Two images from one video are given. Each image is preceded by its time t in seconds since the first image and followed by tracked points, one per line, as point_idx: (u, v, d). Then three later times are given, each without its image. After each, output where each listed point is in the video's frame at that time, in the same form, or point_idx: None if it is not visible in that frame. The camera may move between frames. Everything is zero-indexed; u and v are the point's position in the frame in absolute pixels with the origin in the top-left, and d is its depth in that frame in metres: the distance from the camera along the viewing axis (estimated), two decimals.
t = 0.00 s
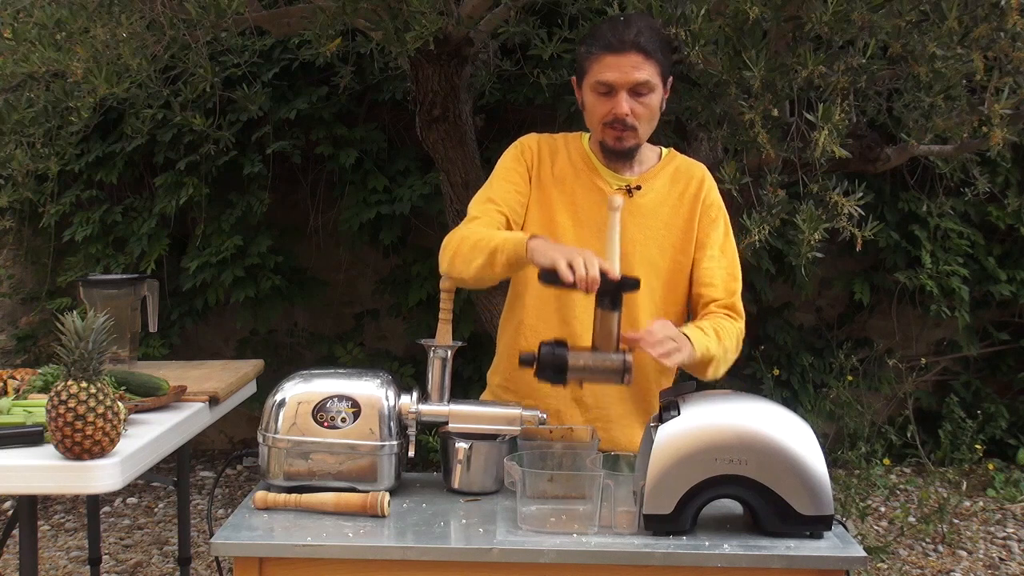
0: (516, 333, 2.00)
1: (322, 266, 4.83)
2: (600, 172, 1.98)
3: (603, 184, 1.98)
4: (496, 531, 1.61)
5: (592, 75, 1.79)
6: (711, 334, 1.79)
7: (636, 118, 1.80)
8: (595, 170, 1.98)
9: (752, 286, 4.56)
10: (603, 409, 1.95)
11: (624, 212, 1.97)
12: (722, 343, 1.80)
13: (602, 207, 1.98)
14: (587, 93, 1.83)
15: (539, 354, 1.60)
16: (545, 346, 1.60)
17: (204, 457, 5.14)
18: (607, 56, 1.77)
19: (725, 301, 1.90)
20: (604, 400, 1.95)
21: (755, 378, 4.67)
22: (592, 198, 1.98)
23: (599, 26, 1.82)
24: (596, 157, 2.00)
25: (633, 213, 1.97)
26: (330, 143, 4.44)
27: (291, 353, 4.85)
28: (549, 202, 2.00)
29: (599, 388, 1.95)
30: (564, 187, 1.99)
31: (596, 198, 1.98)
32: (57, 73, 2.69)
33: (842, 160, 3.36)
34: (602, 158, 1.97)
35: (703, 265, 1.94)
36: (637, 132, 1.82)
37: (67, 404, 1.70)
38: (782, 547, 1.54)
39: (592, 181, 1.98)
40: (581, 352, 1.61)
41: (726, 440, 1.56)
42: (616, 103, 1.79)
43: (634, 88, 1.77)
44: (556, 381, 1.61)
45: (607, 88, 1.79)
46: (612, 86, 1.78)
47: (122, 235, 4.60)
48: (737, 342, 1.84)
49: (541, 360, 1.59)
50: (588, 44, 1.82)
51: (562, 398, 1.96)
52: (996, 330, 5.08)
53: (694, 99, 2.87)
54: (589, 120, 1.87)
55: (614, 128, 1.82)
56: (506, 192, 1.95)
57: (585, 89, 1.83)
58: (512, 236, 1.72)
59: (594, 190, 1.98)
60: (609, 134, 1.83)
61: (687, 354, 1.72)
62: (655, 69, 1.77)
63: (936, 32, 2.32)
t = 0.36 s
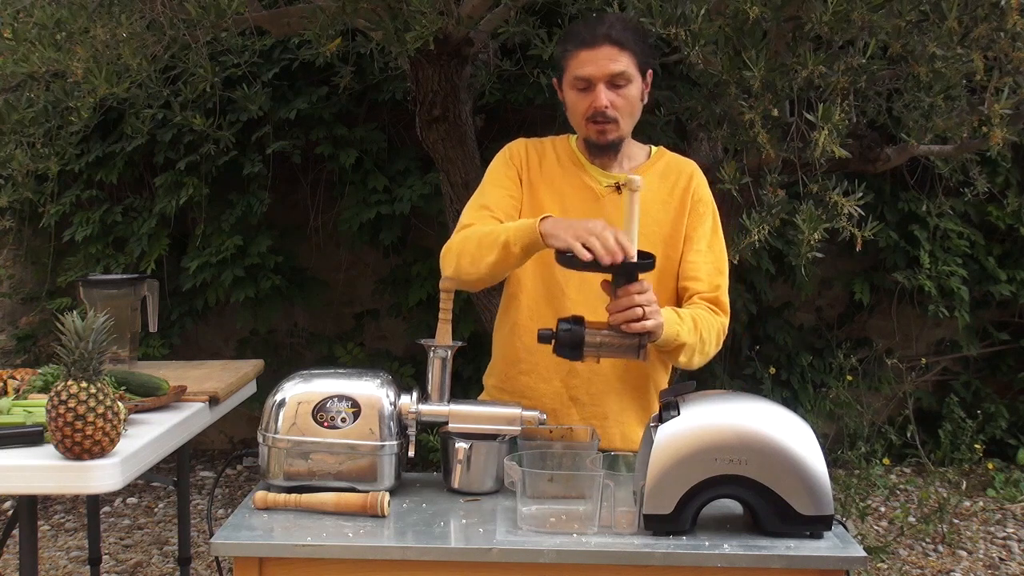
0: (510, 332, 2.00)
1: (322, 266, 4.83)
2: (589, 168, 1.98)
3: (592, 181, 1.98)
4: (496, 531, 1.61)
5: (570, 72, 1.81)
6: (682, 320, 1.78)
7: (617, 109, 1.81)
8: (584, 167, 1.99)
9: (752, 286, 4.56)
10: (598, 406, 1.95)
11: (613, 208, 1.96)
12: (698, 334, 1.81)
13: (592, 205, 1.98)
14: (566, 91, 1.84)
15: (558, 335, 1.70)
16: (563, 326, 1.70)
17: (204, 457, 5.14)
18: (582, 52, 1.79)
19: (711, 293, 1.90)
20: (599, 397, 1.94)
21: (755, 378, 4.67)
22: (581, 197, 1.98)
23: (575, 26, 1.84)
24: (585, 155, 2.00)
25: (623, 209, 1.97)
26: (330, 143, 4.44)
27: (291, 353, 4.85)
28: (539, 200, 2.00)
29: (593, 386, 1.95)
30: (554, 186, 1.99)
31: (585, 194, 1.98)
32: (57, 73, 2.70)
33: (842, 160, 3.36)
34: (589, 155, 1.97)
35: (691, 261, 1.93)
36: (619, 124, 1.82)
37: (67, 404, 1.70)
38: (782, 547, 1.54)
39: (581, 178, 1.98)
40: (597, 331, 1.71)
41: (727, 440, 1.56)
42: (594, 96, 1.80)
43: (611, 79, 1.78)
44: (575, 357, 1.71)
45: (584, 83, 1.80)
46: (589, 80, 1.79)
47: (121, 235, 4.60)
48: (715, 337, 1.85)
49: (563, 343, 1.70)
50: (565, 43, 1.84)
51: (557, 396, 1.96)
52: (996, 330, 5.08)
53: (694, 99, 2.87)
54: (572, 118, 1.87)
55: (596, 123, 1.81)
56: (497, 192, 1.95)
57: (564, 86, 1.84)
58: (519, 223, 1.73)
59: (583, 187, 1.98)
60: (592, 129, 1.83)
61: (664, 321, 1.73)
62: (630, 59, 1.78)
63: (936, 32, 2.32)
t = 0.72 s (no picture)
0: (506, 333, 2.00)
1: (322, 266, 4.83)
2: (582, 169, 1.99)
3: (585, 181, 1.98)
4: (496, 531, 1.61)
5: (555, 75, 1.81)
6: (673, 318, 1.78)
7: (602, 109, 1.81)
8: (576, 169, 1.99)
9: (752, 286, 4.56)
10: (595, 406, 1.94)
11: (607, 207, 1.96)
12: (693, 336, 1.81)
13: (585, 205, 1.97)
14: (552, 93, 1.84)
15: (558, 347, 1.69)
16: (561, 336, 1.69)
17: (204, 457, 5.14)
18: (564, 54, 1.79)
19: (705, 292, 1.90)
20: (596, 397, 1.94)
21: (755, 378, 4.68)
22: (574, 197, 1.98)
23: (558, 28, 1.84)
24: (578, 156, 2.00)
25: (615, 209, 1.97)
26: (330, 143, 4.44)
27: (291, 353, 4.85)
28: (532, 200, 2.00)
29: (590, 386, 1.95)
30: (547, 188, 1.99)
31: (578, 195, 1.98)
32: (58, 73, 2.70)
33: (843, 160, 3.36)
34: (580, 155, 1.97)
35: (685, 260, 1.92)
36: (606, 124, 1.82)
37: (67, 404, 1.70)
38: (782, 547, 1.54)
39: (574, 178, 1.99)
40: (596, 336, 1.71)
41: (726, 440, 1.56)
42: (580, 99, 1.80)
43: (596, 81, 1.77)
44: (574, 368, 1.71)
45: (569, 86, 1.80)
46: (573, 82, 1.78)
47: (121, 235, 4.60)
48: (710, 337, 1.85)
49: (563, 354, 1.69)
50: (549, 46, 1.83)
51: (554, 396, 1.96)
52: (996, 330, 5.08)
53: (694, 100, 2.87)
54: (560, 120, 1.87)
55: (582, 124, 1.81)
56: (489, 195, 1.95)
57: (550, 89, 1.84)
58: (519, 221, 1.73)
59: (576, 187, 1.98)
60: (579, 130, 1.83)
61: (660, 324, 1.74)
62: (612, 59, 1.78)
63: (936, 32, 2.33)
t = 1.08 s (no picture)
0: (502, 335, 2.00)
1: (322, 266, 4.83)
2: (580, 171, 1.96)
3: (583, 183, 1.95)
4: (496, 531, 1.61)
5: (565, 74, 1.79)
6: (692, 328, 1.79)
7: (611, 112, 1.80)
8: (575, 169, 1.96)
9: (752, 286, 4.56)
10: (592, 409, 1.95)
11: (606, 211, 1.95)
12: (702, 345, 1.81)
13: (583, 206, 1.95)
14: (560, 92, 1.83)
15: (575, 344, 1.71)
16: (582, 334, 1.71)
17: (204, 457, 5.14)
18: (576, 53, 1.78)
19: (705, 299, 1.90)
20: (592, 399, 1.95)
21: (755, 378, 4.68)
22: (572, 199, 1.96)
23: (568, 26, 1.82)
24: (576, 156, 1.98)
25: (614, 210, 1.95)
26: (330, 143, 4.44)
27: (291, 353, 4.85)
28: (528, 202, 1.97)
29: (585, 388, 1.95)
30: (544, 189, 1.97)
31: (576, 196, 1.95)
32: (57, 73, 2.70)
33: (843, 160, 3.35)
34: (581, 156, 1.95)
35: (686, 265, 1.92)
36: (613, 126, 1.82)
37: (67, 404, 1.70)
38: (782, 547, 1.54)
39: (572, 179, 1.96)
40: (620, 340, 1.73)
41: (726, 440, 1.56)
42: (590, 100, 1.79)
43: (607, 83, 1.77)
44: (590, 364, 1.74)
45: (580, 86, 1.79)
46: (584, 83, 1.78)
47: (121, 235, 4.60)
48: (711, 342, 1.86)
49: (579, 348, 1.71)
50: (558, 43, 1.82)
51: (550, 399, 1.96)
52: (996, 330, 5.09)
53: (694, 100, 2.88)
54: (566, 120, 1.86)
55: (591, 126, 1.81)
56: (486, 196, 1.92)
57: (558, 87, 1.83)
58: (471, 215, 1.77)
59: (574, 189, 1.96)
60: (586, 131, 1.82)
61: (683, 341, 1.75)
62: (625, 61, 1.78)
63: (936, 32, 2.33)
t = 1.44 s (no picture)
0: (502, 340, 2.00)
1: (322, 266, 4.83)
2: (570, 174, 1.96)
3: (574, 186, 1.95)
4: (496, 531, 1.61)
5: (561, 81, 1.80)
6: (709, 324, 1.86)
7: (607, 118, 1.81)
8: (565, 173, 1.97)
9: (752, 286, 4.56)
10: (588, 411, 1.94)
11: (599, 212, 1.94)
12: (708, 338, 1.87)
13: (575, 209, 1.95)
14: (555, 98, 1.83)
15: (602, 314, 1.70)
16: (611, 304, 1.70)
17: (204, 457, 5.14)
18: (571, 60, 1.78)
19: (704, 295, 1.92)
20: (588, 402, 1.94)
21: (755, 378, 4.68)
22: (564, 203, 1.96)
23: (561, 31, 1.83)
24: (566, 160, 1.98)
25: (606, 211, 1.95)
26: (330, 143, 4.44)
27: (291, 353, 4.85)
28: (520, 208, 1.98)
29: (582, 390, 1.94)
30: (535, 195, 1.97)
31: (568, 200, 1.95)
32: (57, 72, 2.70)
33: (843, 160, 3.35)
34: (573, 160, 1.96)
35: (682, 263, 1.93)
36: (608, 131, 1.82)
37: (67, 404, 1.70)
38: (782, 547, 1.54)
39: (563, 183, 1.96)
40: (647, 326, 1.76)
41: (726, 440, 1.56)
42: (586, 106, 1.80)
43: (603, 89, 1.78)
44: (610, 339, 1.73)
45: (575, 92, 1.79)
46: (578, 89, 1.78)
47: (121, 235, 4.60)
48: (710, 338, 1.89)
49: (605, 318, 1.70)
50: (550, 49, 1.82)
51: (546, 402, 1.95)
52: (996, 330, 5.09)
53: (694, 100, 2.88)
54: (561, 126, 1.87)
55: (587, 132, 1.82)
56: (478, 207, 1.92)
57: (552, 94, 1.84)
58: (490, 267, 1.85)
59: (565, 192, 1.96)
60: (582, 137, 1.83)
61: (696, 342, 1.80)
62: (619, 67, 1.78)
63: (936, 32, 2.33)
